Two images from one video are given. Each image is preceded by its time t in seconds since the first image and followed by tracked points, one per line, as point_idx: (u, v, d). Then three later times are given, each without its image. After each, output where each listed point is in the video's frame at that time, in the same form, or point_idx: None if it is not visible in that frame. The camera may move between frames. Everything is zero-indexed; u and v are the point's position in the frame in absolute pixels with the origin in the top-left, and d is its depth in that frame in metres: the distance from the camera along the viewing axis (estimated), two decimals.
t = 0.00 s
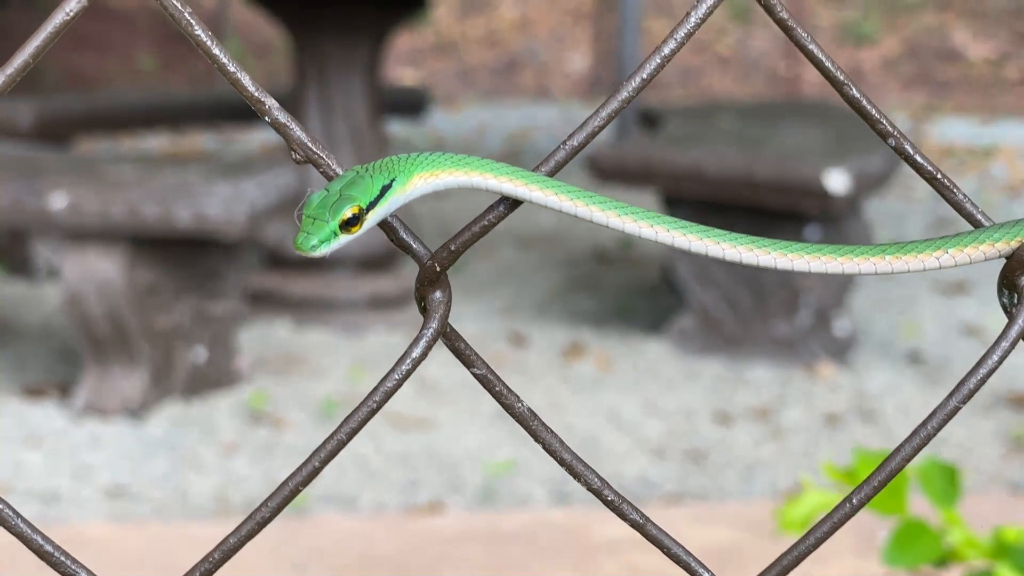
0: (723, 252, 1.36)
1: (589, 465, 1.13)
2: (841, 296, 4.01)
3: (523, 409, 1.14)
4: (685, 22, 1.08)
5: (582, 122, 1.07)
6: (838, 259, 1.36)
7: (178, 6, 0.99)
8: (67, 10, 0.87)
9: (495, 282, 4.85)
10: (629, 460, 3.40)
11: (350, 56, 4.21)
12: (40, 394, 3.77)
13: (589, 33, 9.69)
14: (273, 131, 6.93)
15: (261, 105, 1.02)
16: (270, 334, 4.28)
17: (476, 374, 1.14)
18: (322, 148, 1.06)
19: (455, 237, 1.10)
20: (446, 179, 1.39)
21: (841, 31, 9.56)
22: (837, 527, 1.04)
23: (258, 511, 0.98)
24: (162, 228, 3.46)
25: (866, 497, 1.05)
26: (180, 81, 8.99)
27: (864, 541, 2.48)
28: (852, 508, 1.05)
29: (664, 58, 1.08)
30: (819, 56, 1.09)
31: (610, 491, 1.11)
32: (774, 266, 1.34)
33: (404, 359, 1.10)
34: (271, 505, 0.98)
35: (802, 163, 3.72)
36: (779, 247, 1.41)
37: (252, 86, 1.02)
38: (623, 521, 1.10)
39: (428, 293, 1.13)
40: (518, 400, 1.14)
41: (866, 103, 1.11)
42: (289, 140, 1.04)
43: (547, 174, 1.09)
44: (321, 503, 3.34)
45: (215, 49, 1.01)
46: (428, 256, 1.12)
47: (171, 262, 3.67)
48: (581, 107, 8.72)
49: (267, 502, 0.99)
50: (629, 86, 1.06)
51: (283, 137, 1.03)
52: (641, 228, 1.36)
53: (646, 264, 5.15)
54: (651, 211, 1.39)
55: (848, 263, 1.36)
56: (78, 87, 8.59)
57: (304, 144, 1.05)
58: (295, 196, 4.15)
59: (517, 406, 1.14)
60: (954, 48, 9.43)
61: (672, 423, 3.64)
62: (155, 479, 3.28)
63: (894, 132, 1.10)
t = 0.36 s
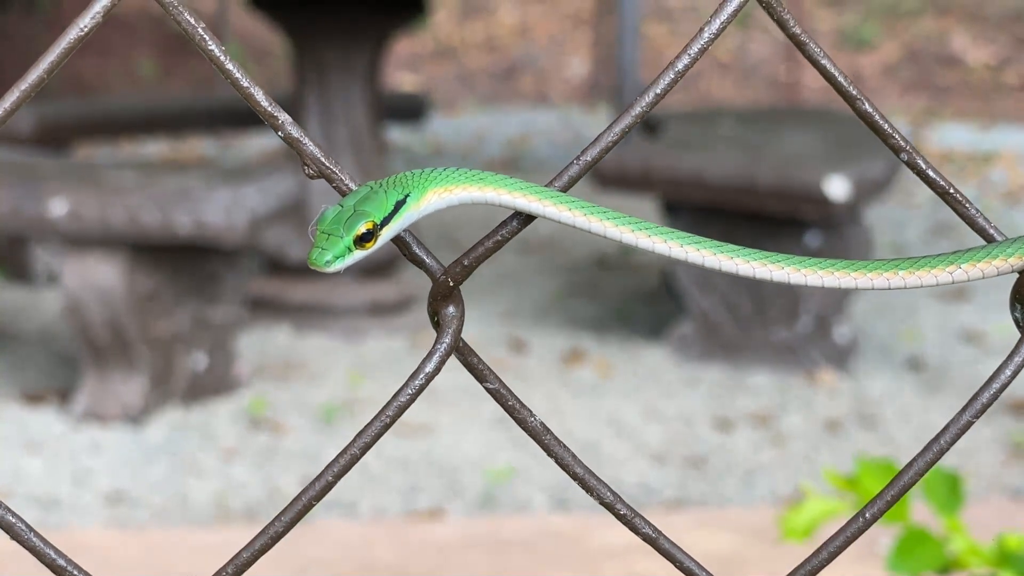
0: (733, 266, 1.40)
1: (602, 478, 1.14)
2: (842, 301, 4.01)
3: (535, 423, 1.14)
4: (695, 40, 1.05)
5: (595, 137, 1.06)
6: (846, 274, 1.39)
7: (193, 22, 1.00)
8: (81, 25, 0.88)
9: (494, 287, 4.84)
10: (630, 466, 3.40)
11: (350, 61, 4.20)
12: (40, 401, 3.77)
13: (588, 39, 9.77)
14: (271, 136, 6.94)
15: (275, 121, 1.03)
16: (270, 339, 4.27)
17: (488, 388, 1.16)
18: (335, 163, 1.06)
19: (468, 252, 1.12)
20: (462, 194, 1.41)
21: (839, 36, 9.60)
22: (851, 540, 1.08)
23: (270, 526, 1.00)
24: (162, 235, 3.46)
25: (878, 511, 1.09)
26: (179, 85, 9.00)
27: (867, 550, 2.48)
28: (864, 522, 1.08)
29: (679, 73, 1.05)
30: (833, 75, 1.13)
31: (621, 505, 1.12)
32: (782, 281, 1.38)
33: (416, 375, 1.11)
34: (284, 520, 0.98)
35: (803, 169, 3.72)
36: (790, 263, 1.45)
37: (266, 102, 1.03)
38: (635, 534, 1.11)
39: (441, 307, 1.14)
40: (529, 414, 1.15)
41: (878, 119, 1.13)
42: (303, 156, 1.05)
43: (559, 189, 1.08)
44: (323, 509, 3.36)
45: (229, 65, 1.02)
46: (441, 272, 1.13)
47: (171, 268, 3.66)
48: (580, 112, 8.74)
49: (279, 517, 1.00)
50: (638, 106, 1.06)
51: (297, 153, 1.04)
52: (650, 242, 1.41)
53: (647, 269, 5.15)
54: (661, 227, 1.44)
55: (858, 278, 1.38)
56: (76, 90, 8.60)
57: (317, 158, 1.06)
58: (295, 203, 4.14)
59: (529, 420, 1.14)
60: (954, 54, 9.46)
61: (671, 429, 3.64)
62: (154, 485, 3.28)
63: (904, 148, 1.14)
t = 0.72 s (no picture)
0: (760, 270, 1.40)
1: (618, 513, 1.06)
2: (885, 309, 3.54)
3: (542, 449, 1.05)
4: (723, 18, 1.04)
5: (612, 128, 1.04)
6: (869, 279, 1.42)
7: None
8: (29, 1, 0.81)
9: (494, 292, 4.39)
10: (645, 496, 2.94)
11: (328, 39, 3.78)
12: None
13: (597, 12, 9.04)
14: (246, 125, 6.44)
15: (248, 106, 0.91)
16: (239, 352, 3.83)
17: (490, 411, 1.04)
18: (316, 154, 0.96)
19: (466, 255, 0.99)
20: (461, 189, 1.30)
21: (886, 5, 8.75)
22: None
23: (244, 565, 0.93)
24: (112, 234, 3.03)
25: (934, 549, 0.96)
26: (135, 66, 8.30)
27: None
28: (916, 563, 0.96)
29: (705, 55, 1.05)
30: (881, 53, 1.04)
31: (641, 543, 1.05)
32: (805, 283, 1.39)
33: (410, 395, 1.00)
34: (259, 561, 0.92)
35: (845, 159, 3.24)
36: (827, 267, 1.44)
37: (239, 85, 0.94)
38: None
39: (436, 319, 1.03)
40: (536, 438, 1.06)
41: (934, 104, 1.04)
42: (280, 146, 0.94)
43: (573, 184, 1.05)
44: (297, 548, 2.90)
45: (196, 42, 0.91)
46: (436, 277, 1.02)
47: (124, 272, 3.22)
48: (588, 95, 8.24)
49: (254, 556, 0.93)
50: (657, 94, 1.03)
51: (274, 141, 0.93)
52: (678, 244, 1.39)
53: (663, 273, 4.69)
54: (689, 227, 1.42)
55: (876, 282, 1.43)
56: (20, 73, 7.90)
57: (296, 148, 0.94)
58: (266, 196, 3.70)
59: (536, 445, 1.05)
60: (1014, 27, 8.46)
61: (692, 454, 3.18)
62: (106, 519, 2.84)
63: (961, 136, 1.06)
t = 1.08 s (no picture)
0: (778, 282, 1.24)
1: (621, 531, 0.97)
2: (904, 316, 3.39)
3: (543, 466, 0.95)
4: (731, 17, 0.95)
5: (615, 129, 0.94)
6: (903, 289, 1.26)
7: None
8: None
9: (495, 297, 4.24)
10: (653, 511, 2.79)
11: (323, 33, 3.64)
12: None
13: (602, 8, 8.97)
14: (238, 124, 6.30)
15: (238, 107, 0.87)
16: (229, 360, 3.69)
17: (487, 426, 0.95)
18: (308, 158, 0.91)
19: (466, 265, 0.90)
20: (457, 197, 1.20)
21: None
22: None
23: None
24: (95, 237, 2.89)
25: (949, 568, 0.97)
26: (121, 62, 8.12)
27: None
28: None
29: (712, 54, 0.95)
30: (893, 53, 0.99)
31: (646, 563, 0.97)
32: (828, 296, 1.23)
33: (403, 408, 0.91)
34: None
35: (860, 158, 3.09)
36: (847, 278, 1.27)
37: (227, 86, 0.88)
38: None
39: (431, 329, 0.94)
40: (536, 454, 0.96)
41: (947, 105, 1.00)
42: (269, 150, 0.90)
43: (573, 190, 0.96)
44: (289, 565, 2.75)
45: (183, 43, 0.86)
46: (433, 286, 0.93)
47: (106, 277, 3.09)
48: (593, 92, 8.09)
49: None
50: (668, 90, 0.94)
51: (262, 145, 0.89)
52: (688, 254, 1.23)
53: (671, 277, 4.54)
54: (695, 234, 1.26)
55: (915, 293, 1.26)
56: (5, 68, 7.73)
57: (287, 153, 0.90)
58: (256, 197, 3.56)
59: (537, 462, 0.95)
60: None
61: (702, 466, 3.03)
62: (90, 535, 2.70)
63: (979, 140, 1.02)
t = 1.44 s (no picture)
0: (783, 291, 1.23)
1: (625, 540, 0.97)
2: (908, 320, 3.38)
3: (547, 475, 0.95)
4: (734, 25, 0.94)
5: (619, 137, 0.93)
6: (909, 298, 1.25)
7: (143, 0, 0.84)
8: None
9: (497, 302, 4.23)
10: (655, 516, 2.77)
11: (324, 36, 3.63)
12: None
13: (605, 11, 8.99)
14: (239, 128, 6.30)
15: (239, 116, 0.87)
16: (230, 365, 3.68)
17: (491, 435, 0.94)
18: (310, 167, 0.91)
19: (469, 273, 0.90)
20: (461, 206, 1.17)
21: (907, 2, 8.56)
22: None
23: None
24: (97, 242, 2.89)
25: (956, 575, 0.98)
26: (121, 65, 8.11)
27: None
28: None
29: (716, 61, 0.94)
30: (899, 61, 0.97)
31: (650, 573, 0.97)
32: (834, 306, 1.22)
33: (406, 417, 0.90)
34: None
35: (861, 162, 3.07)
36: (850, 287, 1.26)
37: (228, 94, 0.87)
38: None
39: (435, 338, 0.93)
40: (540, 464, 0.95)
41: (951, 112, 0.99)
42: (272, 158, 0.89)
43: (576, 199, 0.95)
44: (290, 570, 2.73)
45: (185, 51, 0.85)
46: (436, 295, 0.92)
47: (108, 282, 3.08)
48: (597, 95, 8.09)
49: None
50: (673, 95, 0.92)
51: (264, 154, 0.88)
52: (692, 263, 1.21)
53: (675, 281, 4.52)
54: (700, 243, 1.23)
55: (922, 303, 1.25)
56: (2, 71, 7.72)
57: (289, 161, 0.90)
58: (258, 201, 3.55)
59: (540, 471, 0.95)
60: None
61: (705, 472, 3.02)
62: (91, 539, 2.69)
63: (985, 147, 1.01)
